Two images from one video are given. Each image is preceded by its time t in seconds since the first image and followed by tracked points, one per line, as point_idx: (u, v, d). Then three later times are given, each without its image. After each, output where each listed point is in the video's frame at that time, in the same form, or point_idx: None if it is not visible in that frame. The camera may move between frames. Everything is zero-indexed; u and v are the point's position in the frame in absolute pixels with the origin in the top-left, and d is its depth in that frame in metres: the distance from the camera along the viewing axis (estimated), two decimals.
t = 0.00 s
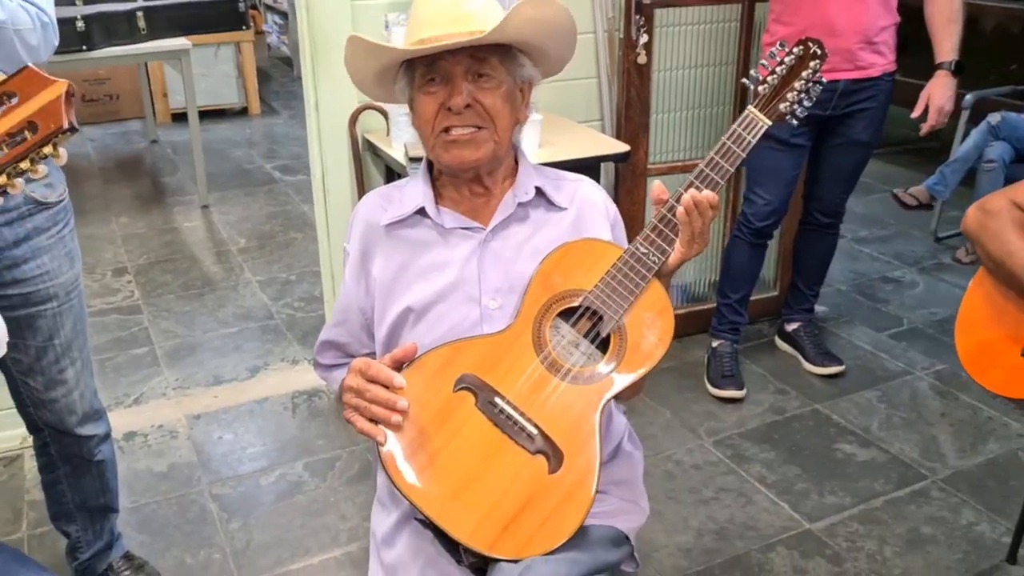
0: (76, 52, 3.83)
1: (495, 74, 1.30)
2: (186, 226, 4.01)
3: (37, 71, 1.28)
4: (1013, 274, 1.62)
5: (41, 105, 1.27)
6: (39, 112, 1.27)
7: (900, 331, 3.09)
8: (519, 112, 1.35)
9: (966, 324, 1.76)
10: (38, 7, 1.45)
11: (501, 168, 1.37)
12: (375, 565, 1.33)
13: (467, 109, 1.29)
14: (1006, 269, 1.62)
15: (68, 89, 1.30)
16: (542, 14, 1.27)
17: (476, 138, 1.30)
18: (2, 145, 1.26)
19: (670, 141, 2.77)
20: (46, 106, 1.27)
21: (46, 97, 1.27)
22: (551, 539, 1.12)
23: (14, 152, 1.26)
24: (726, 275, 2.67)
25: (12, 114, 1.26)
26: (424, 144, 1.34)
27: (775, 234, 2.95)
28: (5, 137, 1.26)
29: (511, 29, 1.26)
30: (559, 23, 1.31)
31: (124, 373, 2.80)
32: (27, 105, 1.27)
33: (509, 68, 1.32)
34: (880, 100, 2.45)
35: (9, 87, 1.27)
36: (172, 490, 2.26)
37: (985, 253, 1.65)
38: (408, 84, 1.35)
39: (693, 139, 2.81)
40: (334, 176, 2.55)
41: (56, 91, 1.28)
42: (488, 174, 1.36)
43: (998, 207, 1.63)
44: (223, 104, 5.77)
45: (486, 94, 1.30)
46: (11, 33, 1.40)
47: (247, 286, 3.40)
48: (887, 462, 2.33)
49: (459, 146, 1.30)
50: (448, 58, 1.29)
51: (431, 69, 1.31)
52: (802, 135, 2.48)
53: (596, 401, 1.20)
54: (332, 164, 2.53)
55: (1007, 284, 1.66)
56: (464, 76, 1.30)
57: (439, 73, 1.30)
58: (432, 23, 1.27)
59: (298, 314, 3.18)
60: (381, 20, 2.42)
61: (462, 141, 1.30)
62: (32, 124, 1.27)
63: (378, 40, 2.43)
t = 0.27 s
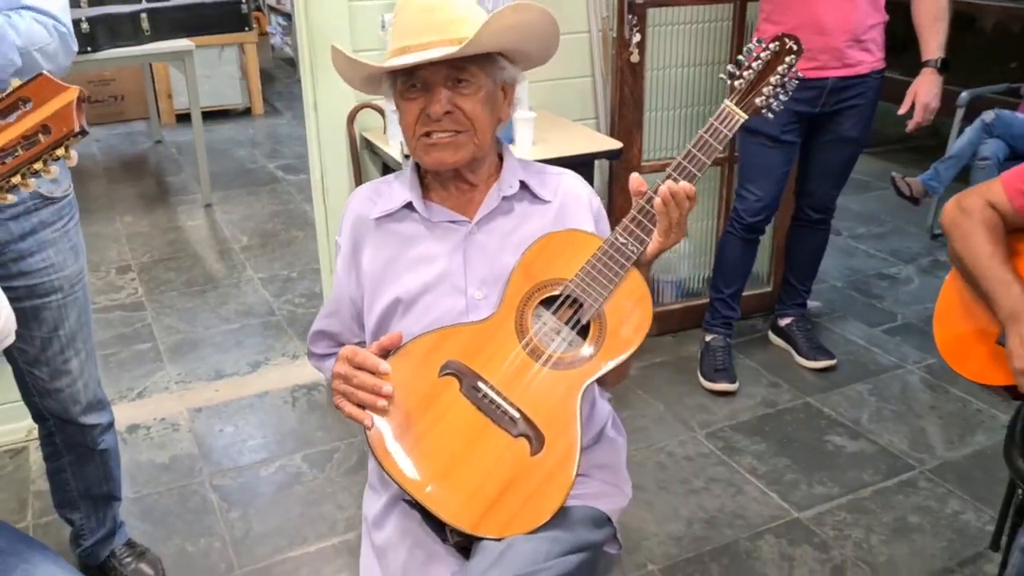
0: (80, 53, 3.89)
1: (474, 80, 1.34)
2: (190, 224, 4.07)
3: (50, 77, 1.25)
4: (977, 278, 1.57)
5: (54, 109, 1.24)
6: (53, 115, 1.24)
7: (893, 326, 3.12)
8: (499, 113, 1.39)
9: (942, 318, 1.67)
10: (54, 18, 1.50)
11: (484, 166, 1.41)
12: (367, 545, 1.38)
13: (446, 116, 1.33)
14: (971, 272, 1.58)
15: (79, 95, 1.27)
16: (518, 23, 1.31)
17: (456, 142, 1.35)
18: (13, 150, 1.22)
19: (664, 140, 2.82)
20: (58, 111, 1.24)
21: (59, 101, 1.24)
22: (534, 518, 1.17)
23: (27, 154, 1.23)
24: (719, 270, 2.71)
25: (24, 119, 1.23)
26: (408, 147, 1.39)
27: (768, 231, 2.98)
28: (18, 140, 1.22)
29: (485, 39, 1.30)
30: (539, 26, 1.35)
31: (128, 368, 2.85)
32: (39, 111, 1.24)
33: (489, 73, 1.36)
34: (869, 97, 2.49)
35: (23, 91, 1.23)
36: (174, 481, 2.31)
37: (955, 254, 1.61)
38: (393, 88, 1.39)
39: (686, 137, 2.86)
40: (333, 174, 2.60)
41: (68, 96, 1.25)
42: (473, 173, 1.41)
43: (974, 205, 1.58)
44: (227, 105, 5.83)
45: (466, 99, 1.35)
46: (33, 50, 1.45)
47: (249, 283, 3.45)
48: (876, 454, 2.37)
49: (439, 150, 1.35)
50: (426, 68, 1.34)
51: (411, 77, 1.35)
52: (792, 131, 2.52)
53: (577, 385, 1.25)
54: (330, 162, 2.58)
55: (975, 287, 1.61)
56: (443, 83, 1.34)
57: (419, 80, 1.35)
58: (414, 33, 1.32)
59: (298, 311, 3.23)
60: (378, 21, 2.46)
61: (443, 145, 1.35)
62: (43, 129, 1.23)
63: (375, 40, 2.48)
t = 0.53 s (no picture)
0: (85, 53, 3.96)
1: (447, 69, 1.41)
2: (193, 222, 4.13)
3: (56, 80, 1.25)
4: (956, 252, 1.57)
5: (62, 114, 1.25)
6: (60, 119, 1.25)
7: (882, 320, 3.17)
8: (474, 104, 1.45)
9: (912, 312, 1.68)
10: (58, 28, 1.57)
11: (461, 157, 1.47)
12: (352, 525, 1.43)
13: (420, 102, 1.40)
14: (948, 248, 1.58)
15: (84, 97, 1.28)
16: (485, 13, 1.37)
17: (430, 129, 1.41)
18: (20, 151, 1.24)
19: (654, 136, 2.88)
20: (65, 115, 1.26)
21: (67, 106, 1.25)
22: (510, 496, 1.22)
23: (35, 155, 1.25)
24: (708, 265, 2.76)
25: (32, 123, 1.24)
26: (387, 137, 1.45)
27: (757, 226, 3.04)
28: (27, 143, 1.24)
29: (454, 26, 1.35)
30: (510, 18, 1.41)
31: (130, 361, 2.92)
32: (47, 114, 1.25)
33: (461, 63, 1.42)
34: (854, 94, 2.56)
35: (32, 96, 1.23)
36: (174, 470, 2.37)
37: (931, 235, 1.62)
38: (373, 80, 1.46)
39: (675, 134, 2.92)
40: (329, 171, 2.66)
41: (76, 100, 1.26)
42: (450, 162, 1.47)
43: (943, 187, 1.59)
44: (231, 105, 5.89)
45: (438, 88, 1.40)
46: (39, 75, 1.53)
47: (250, 279, 3.51)
48: (860, 443, 2.41)
49: (414, 136, 1.41)
50: (401, 57, 1.40)
51: (389, 67, 1.42)
52: (778, 127, 2.58)
53: (551, 369, 1.30)
54: (327, 160, 2.64)
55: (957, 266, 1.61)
56: (418, 72, 1.41)
57: (395, 70, 1.41)
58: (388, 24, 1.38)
59: (298, 306, 3.29)
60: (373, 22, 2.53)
61: (417, 132, 1.40)
62: (50, 132, 1.25)
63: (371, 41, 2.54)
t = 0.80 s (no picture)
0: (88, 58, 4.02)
1: (440, 62, 1.46)
2: (194, 225, 4.19)
3: (58, 98, 1.27)
4: (928, 253, 1.60)
5: (63, 131, 1.26)
6: (60, 137, 1.26)
7: (871, 322, 3.20)
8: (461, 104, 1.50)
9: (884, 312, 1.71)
10: (64, 40, 1.68)
11: (446, 158, 1.52)
12: (335, 520, 1.48)
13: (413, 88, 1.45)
14: (920, 248, 1.61)
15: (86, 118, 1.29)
16: (480, 9, 1.44)
17: (420, 115, 1.44)
18: (21, 167, 1.24)
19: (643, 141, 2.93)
20: (66, 133, 1.26)
21: (67, 124, 1.26)
22: (481, 490, 1.27)
23: (36, 171, 1.25)
24: (696, 267, 2.81)
25: (33, 140, 1.25)
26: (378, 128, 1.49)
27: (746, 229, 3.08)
28: (28, 158, 1.24)
29: (450, 15, 1.42)
30: (498, 26, 1.47)
31: (130, 361, 2.97)
32: (48, 130, 1.26)
33: (451, 60, 1.48)
34: (839, 99, 2.61)
35: (35, 113, 1.24)
36: (170, 467, 2.42)
37: (903, 238, 1.65)
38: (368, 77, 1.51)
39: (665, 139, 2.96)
40: (324, 176, 2.72)
41: (76, 118, 1.27)
42: (434, 161, 1.51)
43: (911, 189, 1.63)
44: (234, 109, 5.96)
45: (429, 79, 1.46)
46: (46, 88, 1.64)
47: (249, 281, 3.56)
48: (843, 443, 2.46)
49: (404, 121, 1.44)
50: (398, 44, 1.46)
51: (385, 57, 1.48)
52: (764, 132, 2.63)
53: (523, 367, 1.35)
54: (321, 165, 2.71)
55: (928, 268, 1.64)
56: (412, 61, 1.46)
57: (391, 59, 1.47)
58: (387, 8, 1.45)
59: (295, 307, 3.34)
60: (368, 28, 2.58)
61: (407, 119, 1.44)
62: (51, 148, 1.25)
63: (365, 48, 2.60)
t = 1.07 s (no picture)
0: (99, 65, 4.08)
1: (451, 72, 1.45)
2: (203, 229, 4.24)
3: (66, 121, 1.28)
4: (913, 265, 1.62)
5: (70, 152, 1.26)
6: (68, 156, 1.27)
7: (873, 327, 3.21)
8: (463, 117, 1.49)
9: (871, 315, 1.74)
10: (84, 47, 1.78)
11: (444, 166, 1.51)
12: (329, 522, 1.51)
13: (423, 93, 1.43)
14: (905, 260, 1.63)
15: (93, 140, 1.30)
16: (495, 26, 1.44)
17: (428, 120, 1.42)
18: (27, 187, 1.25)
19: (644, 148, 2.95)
20: (73, 154, 1.27)
21: (74, 144, 1.27)
22: (470, 495, 1.29)
23: (42, 189, 1.25)
24: (696, 272, 2.83)
25: (40, 161, 1.25)
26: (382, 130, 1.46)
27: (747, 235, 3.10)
28: (35, 177, 1.25)
29: (466, 24, 1.42)
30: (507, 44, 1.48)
31: (137, 364, 3.02)
32: (55, 152, 1.27)
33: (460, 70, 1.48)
34: (837, 105, 2.62)
35: (42, 135, 1.25)
36: (174, 469, 2.47)
37: (889, 248, 1.67)
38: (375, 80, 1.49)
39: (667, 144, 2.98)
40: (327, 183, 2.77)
41: (84, 139, 1.28)
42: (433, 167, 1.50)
43: (900, 201, 1.65)
44: (245, 113, 6.01)
45: (438, 87, 1.45)
46: (75, 92, 1.75)
47: (255, 285, 3.61)
48: (840, 448, 2.47)
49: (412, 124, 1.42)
50: (411, 49, 1.45)
51: (396, 61, 1.46)
52: (763, 138, 2.65)
53: (512, 375, 1.36)
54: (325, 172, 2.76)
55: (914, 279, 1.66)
56: (423, 67, 1.45)
57: (402, 63, 1.45)
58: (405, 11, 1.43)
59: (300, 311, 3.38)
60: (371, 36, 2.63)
61: (414, 125, 1.43)
62: (58, 169, 1.26)
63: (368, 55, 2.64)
